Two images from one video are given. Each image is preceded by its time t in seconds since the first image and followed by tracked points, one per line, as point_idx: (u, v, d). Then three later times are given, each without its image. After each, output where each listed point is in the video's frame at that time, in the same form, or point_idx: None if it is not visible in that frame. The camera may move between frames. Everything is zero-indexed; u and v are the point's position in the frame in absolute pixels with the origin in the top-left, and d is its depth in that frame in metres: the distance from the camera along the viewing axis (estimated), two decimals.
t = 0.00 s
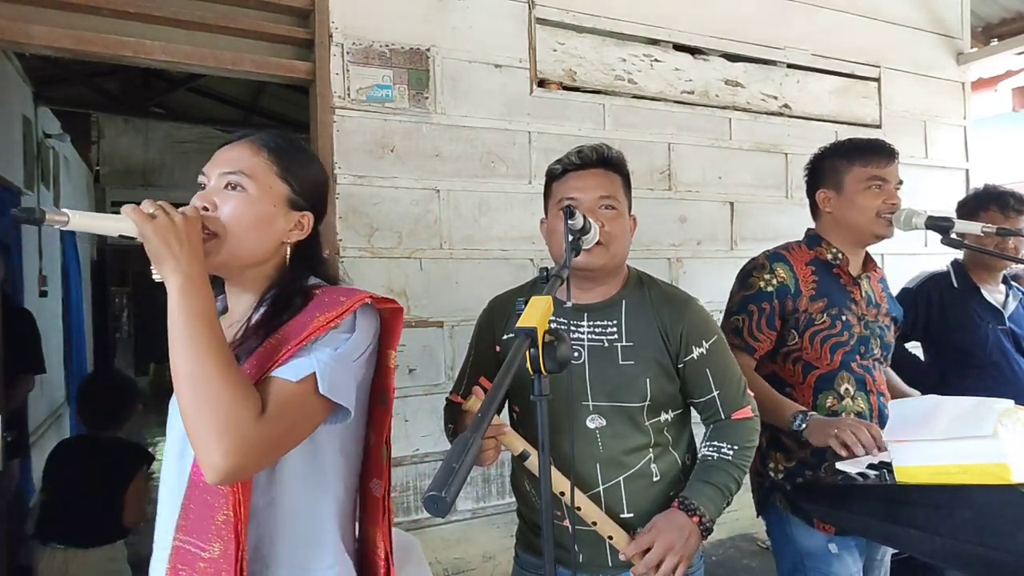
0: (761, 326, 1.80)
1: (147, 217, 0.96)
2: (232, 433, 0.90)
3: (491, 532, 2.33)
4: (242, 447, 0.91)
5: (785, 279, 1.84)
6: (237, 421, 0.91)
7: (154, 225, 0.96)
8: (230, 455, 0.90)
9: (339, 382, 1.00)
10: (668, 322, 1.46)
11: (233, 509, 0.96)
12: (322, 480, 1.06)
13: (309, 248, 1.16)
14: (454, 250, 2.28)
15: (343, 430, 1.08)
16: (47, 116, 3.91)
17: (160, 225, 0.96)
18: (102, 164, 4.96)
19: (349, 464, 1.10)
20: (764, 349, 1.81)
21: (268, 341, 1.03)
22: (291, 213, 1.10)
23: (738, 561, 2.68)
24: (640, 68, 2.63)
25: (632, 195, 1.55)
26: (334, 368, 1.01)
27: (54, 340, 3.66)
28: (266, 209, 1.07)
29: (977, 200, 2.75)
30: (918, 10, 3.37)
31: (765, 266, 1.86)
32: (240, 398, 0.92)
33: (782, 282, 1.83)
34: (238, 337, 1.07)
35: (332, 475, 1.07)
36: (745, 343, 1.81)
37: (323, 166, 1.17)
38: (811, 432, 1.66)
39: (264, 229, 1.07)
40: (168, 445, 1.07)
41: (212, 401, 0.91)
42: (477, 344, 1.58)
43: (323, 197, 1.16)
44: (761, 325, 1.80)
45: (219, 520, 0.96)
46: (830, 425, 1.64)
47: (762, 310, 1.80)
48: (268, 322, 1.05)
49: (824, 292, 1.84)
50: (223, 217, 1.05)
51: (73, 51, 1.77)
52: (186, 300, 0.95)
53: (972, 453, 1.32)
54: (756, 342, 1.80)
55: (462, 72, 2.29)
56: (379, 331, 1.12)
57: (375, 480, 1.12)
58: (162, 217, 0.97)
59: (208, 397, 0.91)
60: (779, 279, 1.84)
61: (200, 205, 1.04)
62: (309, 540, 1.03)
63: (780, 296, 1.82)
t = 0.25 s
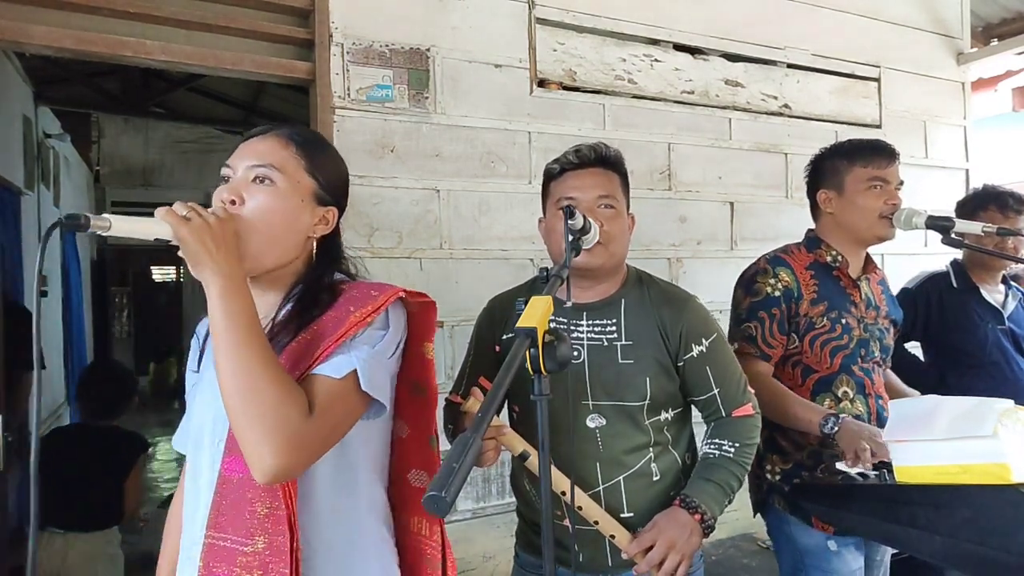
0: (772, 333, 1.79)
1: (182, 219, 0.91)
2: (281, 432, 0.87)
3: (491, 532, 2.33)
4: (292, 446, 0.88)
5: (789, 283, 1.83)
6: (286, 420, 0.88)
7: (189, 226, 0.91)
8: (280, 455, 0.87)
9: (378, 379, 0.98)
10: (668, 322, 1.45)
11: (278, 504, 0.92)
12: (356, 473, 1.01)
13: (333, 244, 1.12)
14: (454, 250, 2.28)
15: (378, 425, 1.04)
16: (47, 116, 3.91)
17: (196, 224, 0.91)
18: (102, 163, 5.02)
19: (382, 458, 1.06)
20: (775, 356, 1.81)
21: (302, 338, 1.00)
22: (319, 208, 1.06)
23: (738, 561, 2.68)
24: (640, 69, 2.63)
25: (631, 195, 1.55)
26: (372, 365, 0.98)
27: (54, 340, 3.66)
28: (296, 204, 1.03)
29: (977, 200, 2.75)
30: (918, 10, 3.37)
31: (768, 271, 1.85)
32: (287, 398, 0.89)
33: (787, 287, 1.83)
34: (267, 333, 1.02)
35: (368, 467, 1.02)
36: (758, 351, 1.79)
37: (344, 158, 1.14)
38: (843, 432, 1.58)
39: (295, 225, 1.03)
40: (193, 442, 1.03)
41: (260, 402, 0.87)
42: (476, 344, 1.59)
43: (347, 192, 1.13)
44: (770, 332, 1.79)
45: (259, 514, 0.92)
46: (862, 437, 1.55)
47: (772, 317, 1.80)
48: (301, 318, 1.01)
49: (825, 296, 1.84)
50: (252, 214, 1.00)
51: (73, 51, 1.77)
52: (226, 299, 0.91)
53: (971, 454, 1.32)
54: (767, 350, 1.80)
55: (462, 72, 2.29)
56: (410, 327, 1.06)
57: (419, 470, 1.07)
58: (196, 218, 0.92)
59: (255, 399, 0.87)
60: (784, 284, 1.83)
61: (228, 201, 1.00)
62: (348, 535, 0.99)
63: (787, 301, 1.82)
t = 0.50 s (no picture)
0: (761, 332, 1.80)
1: (194, 225, 0.91)
2: (276, 452, 0.87)
3: (491, 532, 2.33)
4: (287, 466, 0.88)
5: (785, 282, 1.84)
6: (282, 440, 0.87)
7: (201, 233, 0.91)
8: (275, 476, 0.87)
9: (377, 397, 0.97)
10: (669, 323, 1.45)
11: (276, 521, 0.92)
12: (358, 489, 1.01)
13: (341, 252, 1.12)
14: (454, 250, 2.28)
15: (380, 438, 1.04)
16: (47, 116, 3.91)
17: (207, 232, 0.91)
18: (102, 164, 4.93)
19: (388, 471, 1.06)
20: (765, 354, 1.82)
21: (304, 351, 0.99)
22: (328, 217, 1.06)
23: (738, 562, 2.68)
24: (640, 69, 2.63)
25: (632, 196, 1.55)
26: (372, 382, 0.97)
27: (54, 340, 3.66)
28: (305, 213, 1.03)
29: (977, 200, 2.74)
30: (918, 10, 3.37)
31: (765, 271, 1.85)
32: (286, 415, 0.89)
33: (782, 286, 1.83)
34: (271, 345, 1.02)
35: (369, 481, 1.02)
36: (745, 350, 1.81)
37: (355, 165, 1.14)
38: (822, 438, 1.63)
39: (303, 233, 1.03)
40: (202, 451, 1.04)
41: (257, 421, 0.87)
42: (476, 345, 1.58)
43: (357, 199, 1.13)
44: (761, 330, 1.80)
45: (258, 530, 0.92)
46: (845, 437, 1.60)
47: (763, 315, 1.80)
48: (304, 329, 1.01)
49: (825, 295, 1.84)
50: (262, 221, 1.00)
51: (73, 51, 1.77)
52: (232, 310, 0.90)
53: (972, 454, 1.33)
54: (756, 347, 1.81)
55: (462, 72, 2.29)
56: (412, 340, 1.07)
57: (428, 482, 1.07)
58: (208, 225, 0.92)
59: (252, 417, 0.87)
60: (779, 284, 1.84)
61: (239, 207, 0.99)
62: (346, 551, 0.98)
63: (780, 300, 1.82)
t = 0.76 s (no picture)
0: (760, 331, 1.81)
1: (175, 220, 0.90)
2: (251, 447, 0.87)
3: (491, 532, 2.33)
4: (262, 462, 0.87)
5: (785, 282, 1.84)
6: (259, 435, 0.87)
7: (183, 228, 0.90)
8: (249, 471, 0.87)
9: (359, 395, 0.97)
10: (669, 321, 1.45)
11: (253, 511, 0.92)
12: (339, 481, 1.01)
13: (332, 247, 1.12)
14: (454, 250, 2.28)
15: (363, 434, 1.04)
16: (47, 116, 3.92)
17: (189, 227, 0.91)
18: (102, 163, 5.05)
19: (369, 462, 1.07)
20: (763, 353, 1.82)
21: (286, 347, 0.99)
22: (318, 212, 1.06)
23: (738, 561, 2.68)
24: (640, 69, 2.63)
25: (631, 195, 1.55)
26: (354, 380, 0.97)
27: (54, 340, 3.66)
28: (294, 208, 1.03)
29: (977, 200, 2.74)
30: (918, 10, 3.37)
31: (765, 270, 1.85)
32: (263, 410, 0.89)
33: (781, 286, 1.83)
34: (256, 338, 1.03)
35: (349, 474, 1.02)
36: (743, 349, 1.82)
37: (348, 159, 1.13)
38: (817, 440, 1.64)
39: (292, 228, 1.03)
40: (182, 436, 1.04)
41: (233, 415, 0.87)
42: (477, 346, 1.58)
43: (348, 194, 1.13)
44: (759, 329, 1.81)
45: (234, 519, 0.92)
46: (835, 434, 1.61)
47: (761, 314, 1.81)
48: (288, 325, 1.01)
49: (824, 294, 1.84)
50: (249, 216, 1.00)
51: (73, 51, 1.77)
52: (212, 306, 0.90)
53: (972, 454, 1.33)
54: (753, 346, 1.81)
55: (462, 72, 2.29)
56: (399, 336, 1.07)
57: (414, 480, 1.10)
58: (190, 220, 0.91)
59: (229, 412, 0.87)
60: (779, 283, 1.84)
61: (226, 203, 1.00)
62: (324, 541, 0.98)
63: (779, 299, 1.82)
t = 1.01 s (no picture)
0: (761, 333, 1.81)
1: (143, 239, 0.96)
2: (204, 470, 0.91)
3: (491, 532, 2.33)
4: (214, 484, 0.92)
5: (785, 285, 1.84)
6: (212, 458, 0.92)
7: (149, 248, 0.96)
8: (200, 493, 0.91)
9: (316, 423, 1.00)
10: (671, 321, 1.45)
11: (208, 528, 0.97)
12: (298, 502, 1.07)
13: (308, 265, 1.16)
14: (454, 250, 2.28)
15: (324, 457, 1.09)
16: (47, 116, 3.92)
17: (158, 246, 0.96)
18: (102, 164, 4.97)
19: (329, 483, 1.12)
20: (764, 356, 1.82)
21: (252, 368, 1.04)
22: (289, 230, 1.10)
23: (738, 561, 2.68)
24: (640, 69, 2.63)
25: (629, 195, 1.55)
26: (314, 408, 1.00)
27: (54, 340, 3.66)
28: (264, 228, 1.07)
29: (977, 200, 2.74)
30: (918, 10, 3.37)
31: (765, 273, 1.85)
32: (216, 435, 0.93)
33: (782, 288, 1.83)
34: (224, 359, 1.07)
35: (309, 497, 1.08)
36: (746, 352, 1.81)
37: (328, 177, 1.17)
38: (823, 431, 1.67)
39: (260, 246, 1.07)
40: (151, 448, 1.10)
41: (188, 438, 0.91)
42: (480, 350, 1.58)
43: (325, 210, 1.16)
44: (760, 332, 1.81)
45: (191, 536, 0.97)
46: (845, 429, 1.64)
47: (762, 317, 1.81)
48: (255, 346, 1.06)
49: (825, 295, 1.84)
50: (219, 233, 1.05)
51: (73, 51, 1.77)
52: (174, 330, 0.95)
53: (972, 454, 1.33)
54: (755, 349, 1.81)
55: (462, 72, 2.29)
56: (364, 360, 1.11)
57: (373, 500, 1.16)
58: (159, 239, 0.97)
59: (185, 435, 0.92)
60: (779, 285, 1.84)
61: (197, 219, 1.04)
62: (276, 559, 1.03)
63: (779, 302, 1.82)
